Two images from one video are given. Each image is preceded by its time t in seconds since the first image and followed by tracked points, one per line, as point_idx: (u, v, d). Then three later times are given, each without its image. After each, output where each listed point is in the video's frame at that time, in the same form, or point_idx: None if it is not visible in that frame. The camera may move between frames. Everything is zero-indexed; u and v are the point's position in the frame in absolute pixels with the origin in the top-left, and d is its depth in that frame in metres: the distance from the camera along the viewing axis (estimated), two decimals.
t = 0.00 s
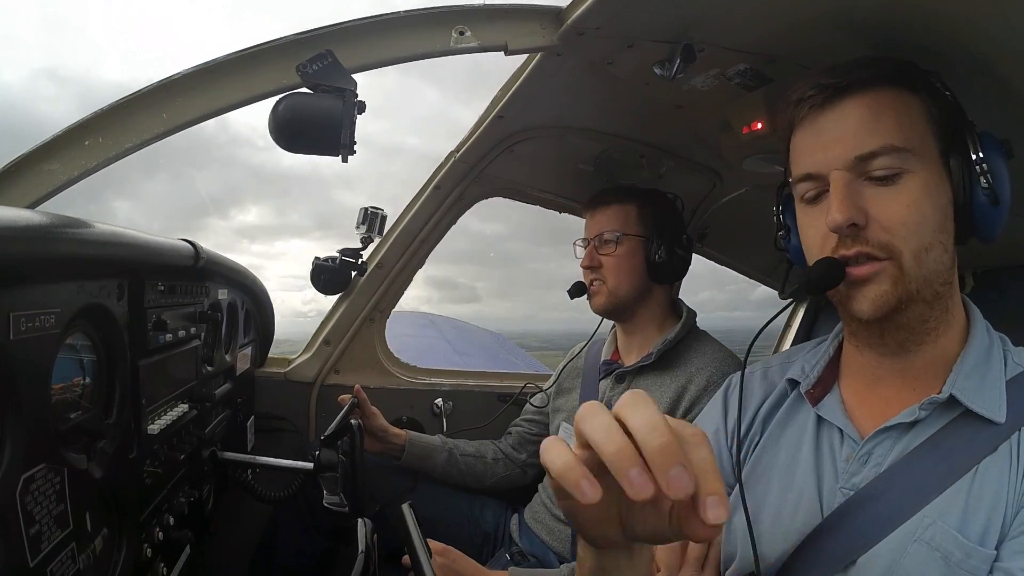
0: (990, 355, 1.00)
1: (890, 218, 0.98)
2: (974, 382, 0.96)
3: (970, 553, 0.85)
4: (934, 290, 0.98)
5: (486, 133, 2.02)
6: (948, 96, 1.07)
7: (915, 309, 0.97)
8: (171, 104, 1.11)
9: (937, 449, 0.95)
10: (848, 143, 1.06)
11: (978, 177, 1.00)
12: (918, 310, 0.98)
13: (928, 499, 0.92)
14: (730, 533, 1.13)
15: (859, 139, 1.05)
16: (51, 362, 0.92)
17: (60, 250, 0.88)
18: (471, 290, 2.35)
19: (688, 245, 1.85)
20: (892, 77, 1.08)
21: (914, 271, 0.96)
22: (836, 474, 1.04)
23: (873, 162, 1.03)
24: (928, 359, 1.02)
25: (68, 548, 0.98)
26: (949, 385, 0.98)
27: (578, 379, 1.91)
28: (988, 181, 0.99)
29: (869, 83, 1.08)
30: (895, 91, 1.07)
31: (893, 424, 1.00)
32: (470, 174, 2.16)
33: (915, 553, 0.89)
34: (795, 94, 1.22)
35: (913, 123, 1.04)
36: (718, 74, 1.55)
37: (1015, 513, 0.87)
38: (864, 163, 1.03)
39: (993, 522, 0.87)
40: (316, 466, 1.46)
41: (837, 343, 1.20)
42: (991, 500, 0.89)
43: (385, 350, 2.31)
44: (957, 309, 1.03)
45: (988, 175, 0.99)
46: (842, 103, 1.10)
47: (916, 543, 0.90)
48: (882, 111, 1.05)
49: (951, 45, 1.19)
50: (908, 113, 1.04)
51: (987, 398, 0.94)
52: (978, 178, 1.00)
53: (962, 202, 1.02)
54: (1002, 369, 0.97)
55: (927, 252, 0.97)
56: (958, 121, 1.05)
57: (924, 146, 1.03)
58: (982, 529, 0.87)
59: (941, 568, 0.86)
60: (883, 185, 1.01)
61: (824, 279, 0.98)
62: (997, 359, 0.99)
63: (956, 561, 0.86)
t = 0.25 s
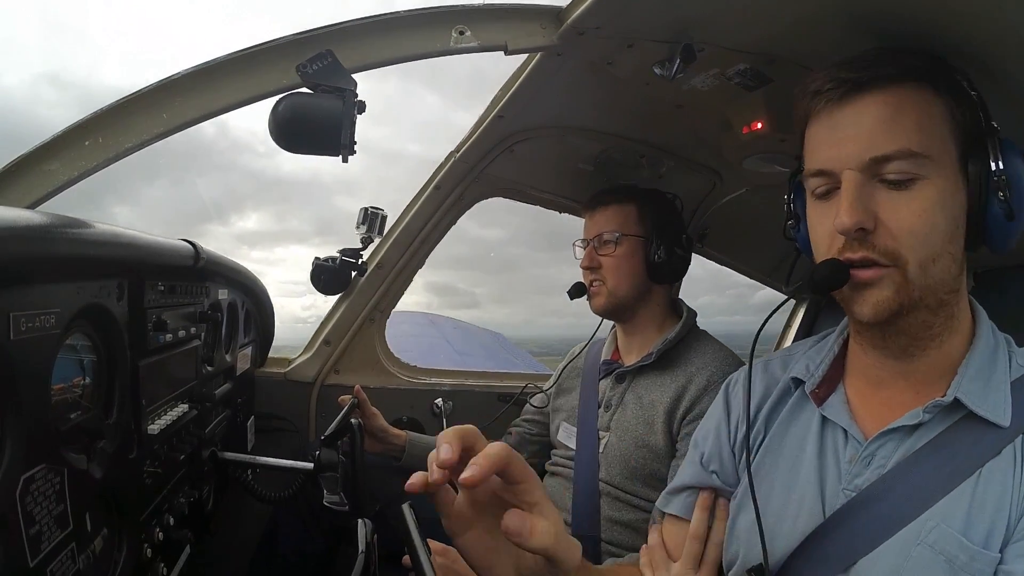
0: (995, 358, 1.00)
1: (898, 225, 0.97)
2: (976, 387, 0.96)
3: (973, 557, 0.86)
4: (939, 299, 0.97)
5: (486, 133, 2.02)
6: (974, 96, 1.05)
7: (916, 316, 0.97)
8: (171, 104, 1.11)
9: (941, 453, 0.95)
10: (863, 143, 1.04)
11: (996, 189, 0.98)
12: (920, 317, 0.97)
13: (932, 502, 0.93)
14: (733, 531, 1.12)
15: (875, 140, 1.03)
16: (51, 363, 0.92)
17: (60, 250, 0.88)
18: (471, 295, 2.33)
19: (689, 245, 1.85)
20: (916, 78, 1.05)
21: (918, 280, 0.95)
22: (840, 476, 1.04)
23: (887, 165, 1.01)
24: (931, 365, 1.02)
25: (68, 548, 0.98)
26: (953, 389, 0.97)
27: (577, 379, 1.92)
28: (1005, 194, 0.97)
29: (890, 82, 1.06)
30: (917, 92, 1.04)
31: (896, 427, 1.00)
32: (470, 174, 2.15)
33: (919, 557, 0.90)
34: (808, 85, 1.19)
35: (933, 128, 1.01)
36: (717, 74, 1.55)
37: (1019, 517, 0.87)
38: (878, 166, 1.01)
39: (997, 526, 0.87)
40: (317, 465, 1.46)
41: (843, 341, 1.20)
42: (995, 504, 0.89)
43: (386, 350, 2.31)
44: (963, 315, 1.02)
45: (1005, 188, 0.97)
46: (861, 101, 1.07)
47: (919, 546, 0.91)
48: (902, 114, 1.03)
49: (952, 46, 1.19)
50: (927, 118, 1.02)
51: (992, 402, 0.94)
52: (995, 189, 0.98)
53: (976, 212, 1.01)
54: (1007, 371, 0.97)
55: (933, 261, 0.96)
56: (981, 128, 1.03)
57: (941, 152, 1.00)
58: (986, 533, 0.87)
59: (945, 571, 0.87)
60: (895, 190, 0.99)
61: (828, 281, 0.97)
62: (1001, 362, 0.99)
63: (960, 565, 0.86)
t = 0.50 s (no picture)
0: (1004, 359, 0.99)
1: (911, 220, 0.96)
2: (983, 387, 0.96)
3: (975, 557, 0.85)
4: (951, 295, 0.97)
5: (486, 134, 2.02)
6: (988, 91, 1.06)
7: (927, 312, 0.97)
8: (171, 104, 1.11)
9: (946, 453, 0.95)
10: (877, 136, 1.04)
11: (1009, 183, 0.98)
12: (932, 313, 0.97)
13: (935, 503, 0.93)
14: (736, 528, 1.12)
15: (889, 133, 1.03)
16: (51, 364, 0.92)
17: (60, 251, 0.88)
18: (472, 298, 2.33)
19: (688, 243, 1.84)
20: (930, 72, 1.04)
21: (931, 276, 0.95)
22: (846, 474, 1.04)
23: (901, 159, 1.00)
24: (943, 362, 1.01)
25: (67, 549, 0.98)
26: (959, 387, 0.97)
27: (577, 378, 1.91)
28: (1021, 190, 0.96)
29: (904, 76, 1.05)
30: (931, 86, 1.03)
31: (903, 425, 1.00)
32: (470, 174, 2.15)
33: (921, 557, 0.90)
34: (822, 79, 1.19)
35: (946, 124, 1.01)
36: (718, 74, 1.55)
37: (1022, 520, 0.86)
38: (892, 160, 1.01)
39: (1000, 528, 0.87)
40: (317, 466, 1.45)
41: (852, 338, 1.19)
42: (998, 506, 0.88)
43: (386, 351, 2.31)
44: (974, 312, 1.02)
45: (1018, 183, 0.96)
46: (875, 94, 1.07)
47: (922, 546, 0.91)
48: (915, 108, 1.03)
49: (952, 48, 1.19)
50: (940, 112, 1.02)
51: (998, 403, 0.94)
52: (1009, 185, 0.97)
53: (990, 207, 1.01)
54: (1016, 373, 0.97)
55: (946, 258, 0.95)
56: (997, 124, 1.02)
57: (955, 147, 1.00)
58: (988, 534, 0.87)
59: (946, 571, 0.86)
60: (908, 185, 0.99)
61: (838, 275, 0.97)
62: (1010, 362, 0.99)
63: (961, 565, 0.86)
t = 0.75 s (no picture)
0: (998, 360, 0.99)
1: (924, 228, 0.96)
2: (976, 389, 0.96)
3: (968, 556, 0.85)
4: (956, 301, 0.97)
5: (486, 134, 2.02)
6: (983, 99, 1.07)
7: (935, 318, 0.97)
8: (172, 105, 1.11)
9: (940, 453, 0.95)
10: (887, 142, 1.03)
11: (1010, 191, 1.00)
12: (939, 319, 0.97)
13: (929, 503, 0.92)
14: (731, 529, 1.12)
15: (899, 139, 1.02)
16: (51, 364, 0.92)
17: (61, 251, 0.88)
18: (476, 300, 2.33)
19: (685, 245, 1.84)
20: (936, 79, 1.05)
21: (941, 283, 0.95)
22: (840, 476, 1.04)
23: (913, 166, 1.00)
24: (942, 368, 1.02)
25: (67, 549, 0.98)
26: (953, 390, 0.98)
27: (577, 379, 1.91)
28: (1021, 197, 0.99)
29: (912, 82, 1.05)
30: (939, 94, 1.04)
31: (897, 427, 1.00)
32: (470, 174, 2.15)
33: (915, 557, 0.90)
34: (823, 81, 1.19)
35: (952, 131, 1.02)
36: (717, 75, 1.55)
37: (1016, 519, 0.86)
38: (904, 166, 1.01)
39: (994, 527, 0.86)
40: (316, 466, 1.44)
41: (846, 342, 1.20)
42: (992, 506, 0.88)
43: (385, 351, 2.31)
44: (970, 317, 1.02)
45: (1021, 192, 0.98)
46: (883, 100, 1.06)
47: (916, 546, 0.91)
48: (924, 114, 1.03)
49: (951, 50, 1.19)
50: (949, 120, 1.02)
51: (993, 403, 0.94)
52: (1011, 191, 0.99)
53: (991, 213, 1.02)
54: (1009, 375, 0.97)
55: (955, 265, 0.96)
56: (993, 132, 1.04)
57: (961, 155, 1.01)
58: (982, 533, 0.87)
59: (941, 570, 0.86)
60: (919, 191, 0.99)
61: (855, 283, 0.95)
62: (1004, 364, 0.99)
63: (955, 564, 0.86)
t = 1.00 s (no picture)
0: (998, 356, 1.00)
1: (927, 224, 0.96)
2: (979, 387, 0.96)
3: (977, 554, 0.85)
4: (960, 297, 0.97)
5: (486, 133, 2.02)
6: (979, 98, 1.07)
7: (938, 314, 0.97)
8: (172, 104, 1.10)
9: (944, 450, 0.95)
10: (889, 139, 1.03)
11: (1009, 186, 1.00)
12: (943, 315, 0.97)
13: (934, 501, 0.92)
14: (733, 529, 1.12)
15: (902, 136, 1.02)
16: (51, 364, 0.92)
17: (61, 250, 0.88)
18: (478, 301, 2.32)
19: (689, 243, 1.84)
20: (936, 77, 1.05)
21: (945, 279, 0.95)
22: (844, 474, 1.04)
23: (915, 162, 1.00)
24: (944, 365, 1.02)
25: (67, 549, 0.98)
26: (954, 386, 0.97)
27: (577, 378, 1.91)
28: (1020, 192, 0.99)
29: (913, 80, 1.06)
30: (938, 91, 1.04)
31: (901, 425, 1.00)
32: (470, 173, 2.15)
33: (922, 555, 0.90)
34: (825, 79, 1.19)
35: (954, 128, 1.02)
36: (718, 73, 1.55)
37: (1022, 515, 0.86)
38: (906, 163, 1.01)
39: (1000, 524, 0.87)
40: (317, 466, 1.45)
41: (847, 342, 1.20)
42: (997, 502, 0.88)
43: (385, 350, 2.31)
44: (970, 314, 1.02)
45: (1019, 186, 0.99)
46: (883, 97, 1.07)
47: (922, 545, 0.90)
48: (925, 111, 1.03)
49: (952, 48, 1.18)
50: (948, 117, 1.03)
51: (995, 400, 0.95)
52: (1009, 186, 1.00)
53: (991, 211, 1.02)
54: (1010, 372, 0.97)
55: (958, 260, 0.96)
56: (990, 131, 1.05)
57: (963, 152, 1.01)
58: (990, 530, 0.87)
59: (949, 568, 0.86)
60: (923, 188, 0.99)
61: (862, 282, 0.94)
62: (1005, 361, 0.99)
63: (964, 562, 0.85)
